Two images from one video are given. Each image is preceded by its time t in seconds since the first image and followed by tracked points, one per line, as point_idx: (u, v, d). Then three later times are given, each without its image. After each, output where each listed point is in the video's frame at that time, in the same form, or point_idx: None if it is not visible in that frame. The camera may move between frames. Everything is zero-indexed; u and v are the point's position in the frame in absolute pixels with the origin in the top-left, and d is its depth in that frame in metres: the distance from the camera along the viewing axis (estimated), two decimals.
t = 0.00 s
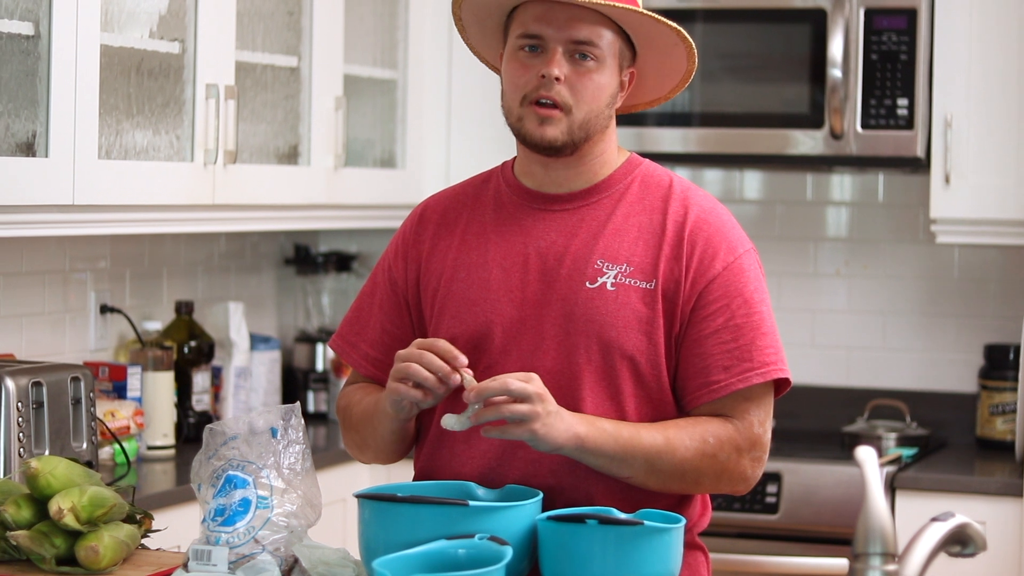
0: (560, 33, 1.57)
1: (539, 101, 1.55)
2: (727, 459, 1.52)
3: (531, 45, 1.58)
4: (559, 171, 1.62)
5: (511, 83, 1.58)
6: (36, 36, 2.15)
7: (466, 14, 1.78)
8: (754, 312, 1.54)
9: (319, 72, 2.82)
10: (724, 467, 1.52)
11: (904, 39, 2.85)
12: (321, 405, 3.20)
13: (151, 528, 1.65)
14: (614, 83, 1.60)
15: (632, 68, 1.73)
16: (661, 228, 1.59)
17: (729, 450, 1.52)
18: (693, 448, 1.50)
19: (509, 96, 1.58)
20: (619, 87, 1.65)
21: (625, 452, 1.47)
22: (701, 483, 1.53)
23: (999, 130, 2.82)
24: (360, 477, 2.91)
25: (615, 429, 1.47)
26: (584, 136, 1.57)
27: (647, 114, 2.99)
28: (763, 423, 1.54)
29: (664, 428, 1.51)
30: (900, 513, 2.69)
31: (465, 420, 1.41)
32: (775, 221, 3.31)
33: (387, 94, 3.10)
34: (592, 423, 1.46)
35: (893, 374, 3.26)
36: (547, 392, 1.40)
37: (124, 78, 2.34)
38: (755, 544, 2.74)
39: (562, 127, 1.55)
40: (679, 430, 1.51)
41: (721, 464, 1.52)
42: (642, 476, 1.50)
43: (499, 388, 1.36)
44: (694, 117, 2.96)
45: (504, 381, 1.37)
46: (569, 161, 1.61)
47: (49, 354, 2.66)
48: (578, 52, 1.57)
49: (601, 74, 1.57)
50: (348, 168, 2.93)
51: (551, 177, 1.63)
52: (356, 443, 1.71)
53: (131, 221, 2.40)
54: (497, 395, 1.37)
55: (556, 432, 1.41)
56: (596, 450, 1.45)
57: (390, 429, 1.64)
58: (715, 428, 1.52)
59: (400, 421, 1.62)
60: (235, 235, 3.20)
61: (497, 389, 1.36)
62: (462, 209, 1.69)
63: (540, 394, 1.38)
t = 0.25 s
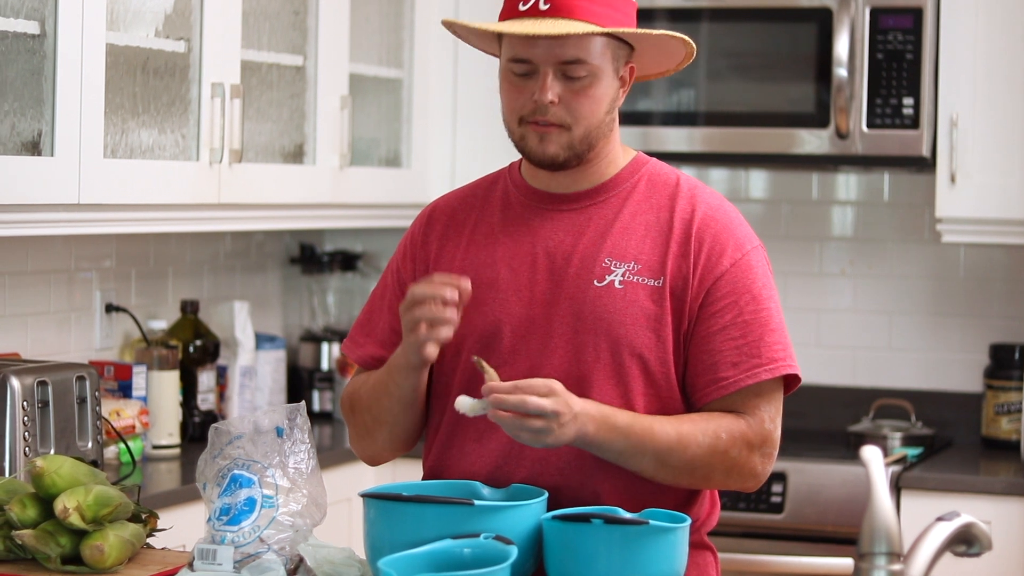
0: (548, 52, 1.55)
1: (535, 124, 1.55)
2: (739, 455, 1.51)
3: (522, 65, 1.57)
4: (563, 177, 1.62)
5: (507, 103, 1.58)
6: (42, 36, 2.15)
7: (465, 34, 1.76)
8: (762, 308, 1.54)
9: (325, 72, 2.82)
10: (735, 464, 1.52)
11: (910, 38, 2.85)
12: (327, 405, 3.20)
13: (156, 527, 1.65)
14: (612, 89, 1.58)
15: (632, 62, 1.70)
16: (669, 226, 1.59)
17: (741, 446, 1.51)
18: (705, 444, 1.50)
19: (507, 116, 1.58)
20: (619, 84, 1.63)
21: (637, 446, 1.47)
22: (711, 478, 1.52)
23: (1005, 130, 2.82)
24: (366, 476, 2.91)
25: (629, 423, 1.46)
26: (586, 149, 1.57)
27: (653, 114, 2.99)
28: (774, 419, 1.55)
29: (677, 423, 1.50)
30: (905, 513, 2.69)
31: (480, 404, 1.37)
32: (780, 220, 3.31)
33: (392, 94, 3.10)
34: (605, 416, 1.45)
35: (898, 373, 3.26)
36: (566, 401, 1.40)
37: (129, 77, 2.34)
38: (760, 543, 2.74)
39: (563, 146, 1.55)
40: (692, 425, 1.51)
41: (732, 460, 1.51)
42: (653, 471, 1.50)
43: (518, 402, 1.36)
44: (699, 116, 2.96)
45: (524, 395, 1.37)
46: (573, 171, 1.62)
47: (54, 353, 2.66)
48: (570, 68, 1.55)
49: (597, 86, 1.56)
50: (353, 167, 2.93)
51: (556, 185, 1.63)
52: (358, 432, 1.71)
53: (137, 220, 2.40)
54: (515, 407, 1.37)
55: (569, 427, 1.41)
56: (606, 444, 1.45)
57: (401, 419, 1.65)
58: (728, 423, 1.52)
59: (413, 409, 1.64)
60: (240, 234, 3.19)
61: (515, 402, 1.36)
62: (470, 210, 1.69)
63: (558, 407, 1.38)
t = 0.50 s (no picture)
0: (540, 68, 1.54)
1: (533, 139, 1.55)
2: (742, 452, 1.51)
3: (517, 81, 1.56)
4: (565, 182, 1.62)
5: (507, 117, 1.58)
6: (44, 36, 2.15)
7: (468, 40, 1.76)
8: (765, 306, 1.53)
9: (327, 72, 2.82)
10: (738, 460, 1.52)
11: (912, 38, 2.85)
12: (329, 405, 3.20)
13: (158, 527, 1.65)
14: (608, 98, 1.57)
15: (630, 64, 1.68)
16: (672, 226, 1.59)
17: (745, 443, 1.51)
18: (709, 439, 1.49)
19: (506, 130, 1.58)
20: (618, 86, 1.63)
21: (641, 436, 1.46)
22: (713, 474, 1.52)
23: (1007, 130, 2.82)
24: (368, 476, 2.91)
25: (635, 411, 1.46)
26: (586, 158, 1.57)
27: (655, 114, 2.99)
28: (777, 417, 1.54)
29: (683, 414, 1.50)
30: (907, 513, 2.69)
31: (488, 386, 1.38)
32: (783, 220, 3.30)
33: (394, 94, 3.10)
34: (611, 404, 1.44)
35: (901, 374, 3.26)
36: (572, 394, 1.39)
37: (131, 78, 2.34)
38: (762, 544, 2.73)
39: (562, 157, 1.56)
40: (698, 418, 1.50)
41: (735, 457, 1.51)
42: (655, 462, 1.50)
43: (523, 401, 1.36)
44: (701, 117, 2.96)
45: (531, 391, 1.37)
46: (575, 178, 1.62)
47: (56, 354, 2.66)
48: (564, 81, 1.54)
49: (592, 98, 1.55)
50: (355, 168, 2.93)
51: (558, 189, 1.63)
52: (355, 426, 1.70)
53: (139, 220, 2.40)
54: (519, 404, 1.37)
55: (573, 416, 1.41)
56: (609, 430, 1.45)
57: (394, 409, 1.65)
58: (733, 419, 1.51)
59: (404, 398, 1.63)
60: (242, 235, 3.20)
61: (520, 400, 1.36)
62: (474, 212, 1.69)
63: (563, 405, 1.38)
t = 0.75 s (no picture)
0: (542, 68, 1.54)
1: (534, 138, 1.55)
2: (738, 449, 1.51)
3: (519, 81, 1.56)
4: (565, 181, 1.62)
5: (508, 117, 1.58)
6: (43, 36, 2.15)
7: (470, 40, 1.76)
8: (763, 304, 1.53)
9: (326, 72, 2.82)
10: (734, 457, 1.51)
11: (911, 37, 2.85)
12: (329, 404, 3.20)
13: (158, 527, 1.65)
14: (609, 99, 1.58)
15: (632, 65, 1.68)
16: (671, 223, 1.59)
17: (741, 440, 1.51)
18: (705, 435, 1.49)
19: (507, 130, 1.58)
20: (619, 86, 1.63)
21: (636, 432, 1.46)
22: (709, 471, 1.52)
23: (1006, 129, 2.82)
24: (367, 475, 2.91)
25: (631, 407, 1.46)
26: (586, 159, 1.57)
27: (654, 113, 2.99)
28: (774, 415, 1.54)
29: (678, 411, 1.50)
30: (907, 512, 2.69)
31: (482, 382, 1.40)
32: (782, 219, 3.30)
33: (394, 94, 3.10)
34: (606, 401, 1.44)
35: (900, 372, 3.26)
36: (565, 384, 1.39)
37: (130, 77, 2.34)
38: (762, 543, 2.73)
39: (562, 158, 1.56)
40: (693, 415, 1.50)
41: (731, 454, 1.51)
42: (650, 458, 1.50)
43: (517, 390, 1.36)
44: (701, 116, 2.96)
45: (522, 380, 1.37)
46: (575, 178, 1.62)
47: (56, 353, 2.66)
48: (565, 82, 1.55)
49: (594, 99, 1.55)
50: (354, 167, 2.93)
51: (558, 188, 1.63)
52: (349, 416, 1.71)
53: (138, 220, 2.40)
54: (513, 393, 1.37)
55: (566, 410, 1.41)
56: (604, 427, 1.45)
57: (385, 398, 1.65)
58: (729, 417, 1.51)
59: (394, 385, 1.63)
60: (242, 234, 3.20)
61: (514, 389, 1.36)
62: (474, 208, 1.69)
63: (556, 395, 1.38)
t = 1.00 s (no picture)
0: (550, 68, 1.54)
1: (540, 138, 1.55)
2: (736, 452, 1.51)
3: (525, 79, 1.57)
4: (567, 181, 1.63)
5: (513, 116, 1.58)
6: (45, 35, 2.15)
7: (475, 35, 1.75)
8: (765, 307, 1.53)
9: (328, 71, 2.82)
10: (732, 460, 1.51)
11: (914, 37, 2.84)
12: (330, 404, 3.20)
13: (159, 526, 1.65)
14: (615, 101, 1.58)
15: (637, 67, 1.68)
16: (674, 225, 1.59)
17: (739, 443, 1.51)
18: (702, 438, 1.49)
19: (512, 128, 1.59)
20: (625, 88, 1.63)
21: (634, 436, 1.46)
22: (707, 474, 1.52)
23: (1008, 129, 2.82)
24: (368, 475, 2.91)
25: (628, 410, 1.46)
26: (590, 159, 1.58)
27: (656, 113, 2.99)
28: (773, 419, 1.54)
29: (676, 414, 1.50)
30: (908, 512, 2.69)
31: (482, 383, 1.41)
32: (784, 219, 3.30)
33: (396, 94, 3.10)
34: (605, 403, 1.44)
35: (901, 373, 3.26)
36: (566, 378, 1.39)
37: (133, 76, 2.34)
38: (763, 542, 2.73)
39: (566, 157, 1.56)
40: (691, 418, 1.50)
41: (729, 456, 1.51)
42: (649, 461, 1.49)
43: (518, 375, 1.36)
44: (703, 116, 2.96)
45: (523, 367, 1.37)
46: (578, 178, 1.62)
47: (58, 352, 2.66)
48: (572, 83, 1.55)
49: (600, 100, 1.56)
50: (356, 166, 2.93)
51: (561, 187, 1.63)
52: (348, 422, 1.71)
53: (140, 218, 2.40)
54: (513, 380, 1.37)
55: (566, 409, 1.41)
56: (603, 429, 1.45)
57: (384, 398, 1.65)
58: (727, 419, 1.51)
59: (393, 386, 1.64)
60: (243, 233, 3.20)
61: (514, 375, 1.36)
62: (475, 205, 1.69)
63: (557, 384, 1.38)
